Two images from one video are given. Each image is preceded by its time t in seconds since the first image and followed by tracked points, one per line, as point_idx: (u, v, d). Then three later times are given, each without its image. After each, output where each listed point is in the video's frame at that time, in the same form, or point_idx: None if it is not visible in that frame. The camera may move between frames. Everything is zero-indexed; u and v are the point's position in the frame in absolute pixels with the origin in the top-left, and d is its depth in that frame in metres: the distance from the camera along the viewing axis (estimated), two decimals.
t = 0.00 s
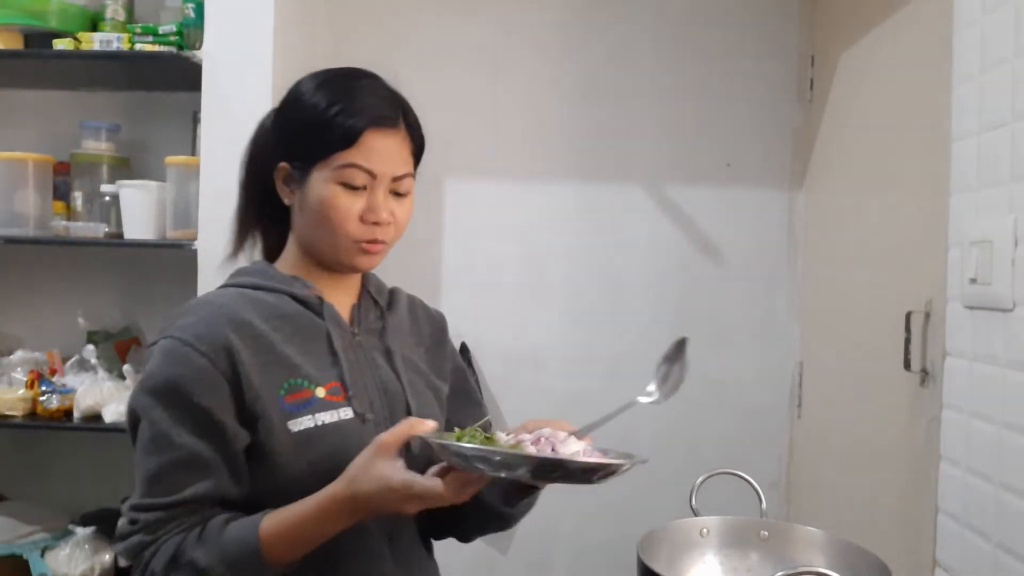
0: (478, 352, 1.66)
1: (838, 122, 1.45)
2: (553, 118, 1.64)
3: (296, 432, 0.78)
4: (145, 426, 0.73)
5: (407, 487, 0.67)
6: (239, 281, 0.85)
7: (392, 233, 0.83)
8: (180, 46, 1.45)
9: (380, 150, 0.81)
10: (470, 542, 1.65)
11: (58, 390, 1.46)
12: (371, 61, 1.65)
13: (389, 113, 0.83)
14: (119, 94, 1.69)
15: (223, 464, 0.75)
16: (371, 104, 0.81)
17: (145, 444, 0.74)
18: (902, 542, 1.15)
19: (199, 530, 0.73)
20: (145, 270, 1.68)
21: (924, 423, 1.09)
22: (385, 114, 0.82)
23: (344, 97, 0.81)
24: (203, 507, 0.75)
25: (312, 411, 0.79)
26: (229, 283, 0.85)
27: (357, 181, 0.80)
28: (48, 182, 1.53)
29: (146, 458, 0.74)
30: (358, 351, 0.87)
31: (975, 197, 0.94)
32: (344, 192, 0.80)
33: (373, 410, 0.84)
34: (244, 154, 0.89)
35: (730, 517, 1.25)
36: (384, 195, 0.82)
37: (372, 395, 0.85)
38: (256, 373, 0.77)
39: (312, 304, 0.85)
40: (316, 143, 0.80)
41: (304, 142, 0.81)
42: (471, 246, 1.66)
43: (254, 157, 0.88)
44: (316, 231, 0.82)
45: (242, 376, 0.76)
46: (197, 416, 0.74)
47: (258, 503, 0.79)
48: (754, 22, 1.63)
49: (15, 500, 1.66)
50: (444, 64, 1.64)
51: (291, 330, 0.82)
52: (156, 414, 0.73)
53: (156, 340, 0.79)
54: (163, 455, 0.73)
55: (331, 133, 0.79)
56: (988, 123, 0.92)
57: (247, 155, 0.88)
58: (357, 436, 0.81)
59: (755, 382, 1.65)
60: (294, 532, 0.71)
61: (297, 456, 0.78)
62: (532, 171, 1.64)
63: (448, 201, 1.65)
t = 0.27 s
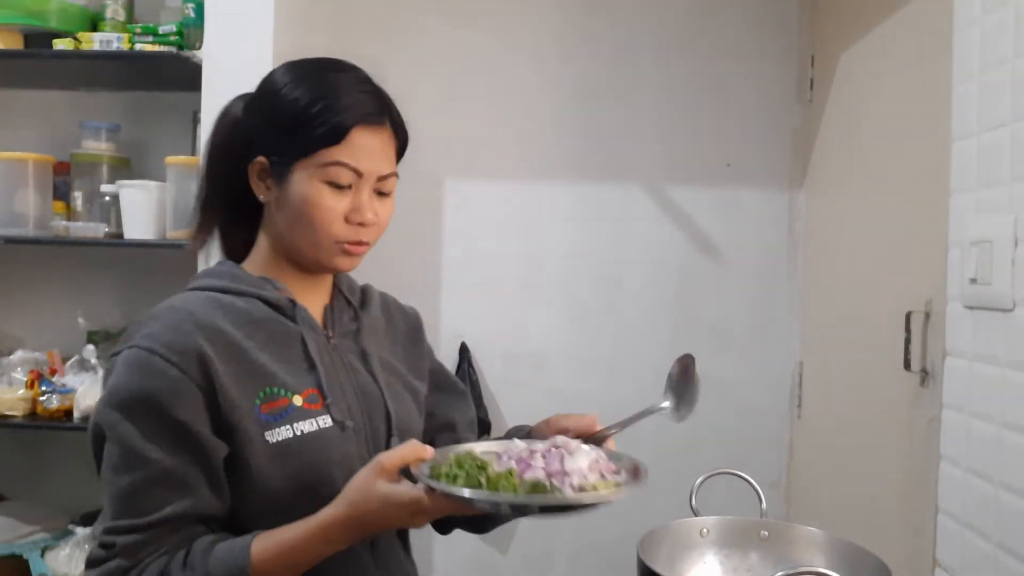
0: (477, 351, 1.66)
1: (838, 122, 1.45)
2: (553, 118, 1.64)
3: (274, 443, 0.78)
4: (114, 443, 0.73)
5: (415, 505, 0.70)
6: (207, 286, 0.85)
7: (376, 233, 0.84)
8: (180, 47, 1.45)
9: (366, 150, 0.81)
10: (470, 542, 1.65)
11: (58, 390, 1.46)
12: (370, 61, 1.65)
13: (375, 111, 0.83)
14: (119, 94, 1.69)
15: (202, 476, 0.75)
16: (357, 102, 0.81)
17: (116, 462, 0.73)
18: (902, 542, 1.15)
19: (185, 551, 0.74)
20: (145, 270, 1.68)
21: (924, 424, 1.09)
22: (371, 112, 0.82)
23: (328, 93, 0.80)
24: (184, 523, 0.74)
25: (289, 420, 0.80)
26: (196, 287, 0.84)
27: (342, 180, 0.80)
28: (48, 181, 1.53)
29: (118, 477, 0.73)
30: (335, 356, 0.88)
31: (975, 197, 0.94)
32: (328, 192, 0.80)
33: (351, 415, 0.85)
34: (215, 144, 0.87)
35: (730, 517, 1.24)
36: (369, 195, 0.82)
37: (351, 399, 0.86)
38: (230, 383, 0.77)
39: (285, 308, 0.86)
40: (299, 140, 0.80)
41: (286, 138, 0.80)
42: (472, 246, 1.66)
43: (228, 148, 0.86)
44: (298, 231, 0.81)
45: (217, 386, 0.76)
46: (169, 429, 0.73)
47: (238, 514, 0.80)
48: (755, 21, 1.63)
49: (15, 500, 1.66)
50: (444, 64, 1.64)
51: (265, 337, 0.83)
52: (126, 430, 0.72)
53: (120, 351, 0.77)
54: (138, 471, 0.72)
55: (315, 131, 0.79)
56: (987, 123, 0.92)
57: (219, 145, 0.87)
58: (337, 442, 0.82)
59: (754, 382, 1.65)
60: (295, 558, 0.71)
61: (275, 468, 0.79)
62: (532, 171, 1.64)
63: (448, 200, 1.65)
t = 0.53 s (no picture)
0: (477, 351, 1.66)
1: (838, 122, 1.45)
2: (553, 118, 1.64)
3: (279, 448, 0.79)
4: (116, 457, 0.71)
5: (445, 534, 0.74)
6: (195, 288, 0.83)
7: (373, 233, 0.84)
8: (180, 46, 1.45)
9: (366, 149, 0.82)
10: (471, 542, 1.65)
11: (58, 390, 1.46)
12: (371, 61, 1.65)
13: (374, 111, 0.83)
14: (119, 94, 1.69)
15: (208, 485, 0.74)
16: (357, 102, 0.81)
17: (117, 477, 0.71)
18: (902, 541, 1.15)
19: (205, 565, 0.74)
20: (145, 269, 1.68)
21: (924, 424, 1.09)
22: (370, 112, 0.82)
23: (326, 92, 0.80)
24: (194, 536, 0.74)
25: (292, 427, 0.80)
26: (183, 290, 0.82)
27: (343, 181, 0.80)
28: (47, 181, 1.53)
29: (122, 493, 0.71)
30: (330, 360, 0.89)
31: (975, 197, 0.94)
32: (329, 192, 0.80)
33: (348, 420, 0.87)
34: (201, 140, 0.85)
35: (730, 517, 1.24)
36: (368, 196, 0.83)
37: (347, 404, 0.88)
38: (232, 390, 0.77)
39: (280, 312, 0.86)
40: (297, 139, 0.79)
41: (283, 137, 0.80)
42: (472, 246, 1.66)
43: (216, 145, 0.85)
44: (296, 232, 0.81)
45: (221, 393, 0.76)
46: (175, 439, 0.73)
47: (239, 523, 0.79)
48: (755, 22, 1.63)
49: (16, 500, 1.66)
50: (444, 64, 1.64)
51: (263, 341, 0.83)
52: (130, 443, 0.71)
53: (112, 360, 0.75)
54: (144, 486, 0.71)
55: (315, 131, 0.79)
56: (988, 123, 0.92)
57: (204, 142, 0.85)
58: (336, 447, 0.83)
59: (754, 383, 1.65)
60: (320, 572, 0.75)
61: (279, 476, 0.79)
62: (532, 171, 1.64)
63: (448, 201, 1.65)
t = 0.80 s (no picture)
0: (478, 351, 1.66)
1: (838, 122, 1.45)
2: (553, 118, 1.64)
3: (310, 443, 0.79)
4: (157, 457, 0.71)
5: (487, 521, 0.75)
6: (218, 289, 0.83)
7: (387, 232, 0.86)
8: (180, 46, 1.45)
9: (383, 150, 0.83)
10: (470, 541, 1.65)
11: (58, 390, 1.46)
12: (371, 61, 1.65)
13: (388, 112, 0.84)
14: (119, 95, 1.69)
15: (245, 483, 0.75)
16: (372, 104, 0.82)
17: (156, 477, 0.71)
18: (902, 542, 1.15)
19: (247, 560, 0.74)
20: (145, 269, 1.68)
21: (924, 424, 1.09)
22: (385, 113, 0.83)
23: (340, 95, 0.80)
24: (234, 535, 0.74)
25: (322, 423, 0.81)
26: (207, 290, 0.82)
27: (362, 181, 0.81)
28: (47, 181, 1.53)
29: (162, 493, 0.71)
30: (350, 357, 0.90)
31: (975, 196, 0.94)
32: (348, 193, 0.81)
33: (371, 416, 0.87)
34: (212, 144, 0.85)
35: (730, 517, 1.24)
36: (384, 195, 0.84)
37: (369, 401, 0.89)
38: (266, 388, 0.77)
39: (303, 311, 0.86)
40: (314, 143, 0.80)
41: (298, 140, 0.80)
42: (472, 247, 1.65)
43: (229, 149, 0.85)
44: (315, 233, 0.82)
45: (256, 391, 0.77)
46: (213, 437, 0.73)
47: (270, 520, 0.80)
48: (755, 21, 1.63)
49: (15, 499, 1.66)
50: (445, 63, 1.64)
51: (289, 340, 0.83)
52: (170, 442, 0.71)
53: (143, 361, 0.75)
54: (183, 484, 0.71)
55: (333, 134, 0.79)
56: (987, 123, 0.92)
57: (216, 145, 0.85)
58: (363, 442, 0.84)
59: (754, 383, 1.65)
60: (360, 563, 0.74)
61: (312, 471, 0.80)
62: (532, 171, 1.64)
63: (448, 201, 1.65)
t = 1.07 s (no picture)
0: (478, 351, 1.66)
1: (838, 122, 1.45)
2: (554, 118, 1.64)
3: (338, 437, 0.81)
4: (194, 449, 0.72)
5: (514, 512, 0.76)
6: (250, 288, 0.85)
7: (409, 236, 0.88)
8: (180, 47, 1.45)
9: (404, 156, 0.84)
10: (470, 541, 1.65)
11: (58, 390, 1.46)
12: (371, 61, 1.65)
13: (409, 119, 0.85)
14: (119, 95, 1.69)
15: (279, 476, 0.76)
16: (394, 111, 0.84)
17: (193, 468, 0.73)
18: (902, 542, 1.15)
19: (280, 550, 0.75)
20: (144, 270, 1.68)
21: (924, 424, 1.09)
22: (406, 121, 0.85)
23: (362, 105, 0.82)
24: (268, 526, 0.75)
25: (349, 417, 0.83)
26: (239, 290, 0.84)
27: (384, 188, 0.83)
28: (47, 181, 1.53)
29: (199, 485, 0.73)
30: (372, 355, 0.92)
31: (975, 196, 0.94)
32: (371, 200, 0.83)
33: (393, 412, 0.89)
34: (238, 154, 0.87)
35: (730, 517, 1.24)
36: (405, 201, 0.86)
37: (391, 397, 0.90)
38: (297, 384, 0.79)
39: (329, 311, 0.88)
40: (337, 152, 0.81)
41: (322, 150, 0.82)
42: (472, 247, 1.66)
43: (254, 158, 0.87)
44: (340, 237, 0.84)
45: (288, 386, 0.78)
46: (248, 430, 0.75)
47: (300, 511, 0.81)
48: (755, 22, 1.63)
49: (15, 500, 1.66)
50: (445, 64, 1.65)
51: (317, 337, 0.85)
52: (207, 435, 0.73)
53: (180, 358, 0.77)
54: (219, 475, 0.73)
55: (356, 143, 0.81)
56: (987, 123, 0.92)
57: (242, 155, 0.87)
58: (387, 437, 0.86)
59: (754, 383, 1.65)
60: (388, 555, 0.74)
61: (340, 463, 0.81)
62: (532, 172, 1.64)
63: (448, 201, 1.65)
